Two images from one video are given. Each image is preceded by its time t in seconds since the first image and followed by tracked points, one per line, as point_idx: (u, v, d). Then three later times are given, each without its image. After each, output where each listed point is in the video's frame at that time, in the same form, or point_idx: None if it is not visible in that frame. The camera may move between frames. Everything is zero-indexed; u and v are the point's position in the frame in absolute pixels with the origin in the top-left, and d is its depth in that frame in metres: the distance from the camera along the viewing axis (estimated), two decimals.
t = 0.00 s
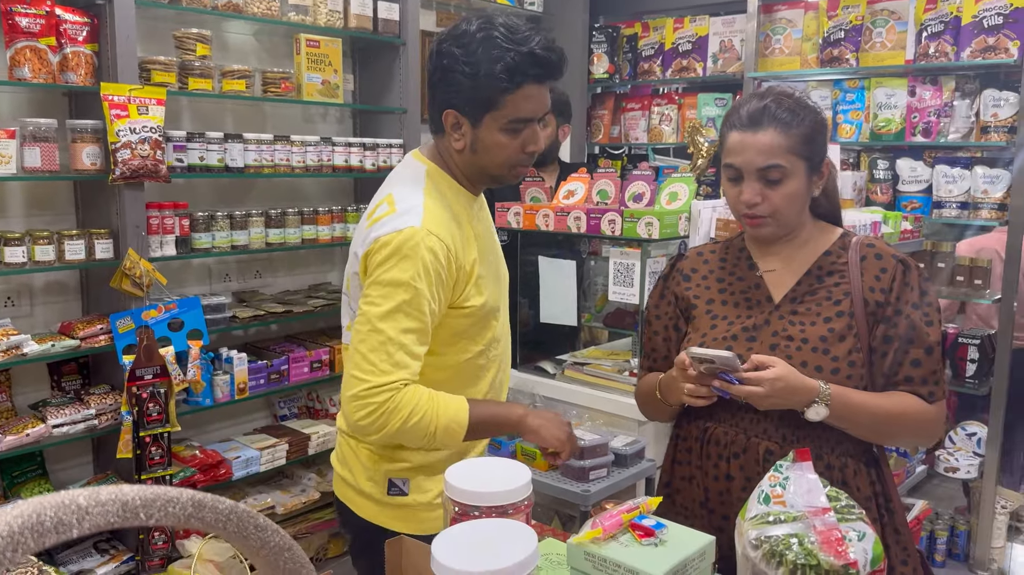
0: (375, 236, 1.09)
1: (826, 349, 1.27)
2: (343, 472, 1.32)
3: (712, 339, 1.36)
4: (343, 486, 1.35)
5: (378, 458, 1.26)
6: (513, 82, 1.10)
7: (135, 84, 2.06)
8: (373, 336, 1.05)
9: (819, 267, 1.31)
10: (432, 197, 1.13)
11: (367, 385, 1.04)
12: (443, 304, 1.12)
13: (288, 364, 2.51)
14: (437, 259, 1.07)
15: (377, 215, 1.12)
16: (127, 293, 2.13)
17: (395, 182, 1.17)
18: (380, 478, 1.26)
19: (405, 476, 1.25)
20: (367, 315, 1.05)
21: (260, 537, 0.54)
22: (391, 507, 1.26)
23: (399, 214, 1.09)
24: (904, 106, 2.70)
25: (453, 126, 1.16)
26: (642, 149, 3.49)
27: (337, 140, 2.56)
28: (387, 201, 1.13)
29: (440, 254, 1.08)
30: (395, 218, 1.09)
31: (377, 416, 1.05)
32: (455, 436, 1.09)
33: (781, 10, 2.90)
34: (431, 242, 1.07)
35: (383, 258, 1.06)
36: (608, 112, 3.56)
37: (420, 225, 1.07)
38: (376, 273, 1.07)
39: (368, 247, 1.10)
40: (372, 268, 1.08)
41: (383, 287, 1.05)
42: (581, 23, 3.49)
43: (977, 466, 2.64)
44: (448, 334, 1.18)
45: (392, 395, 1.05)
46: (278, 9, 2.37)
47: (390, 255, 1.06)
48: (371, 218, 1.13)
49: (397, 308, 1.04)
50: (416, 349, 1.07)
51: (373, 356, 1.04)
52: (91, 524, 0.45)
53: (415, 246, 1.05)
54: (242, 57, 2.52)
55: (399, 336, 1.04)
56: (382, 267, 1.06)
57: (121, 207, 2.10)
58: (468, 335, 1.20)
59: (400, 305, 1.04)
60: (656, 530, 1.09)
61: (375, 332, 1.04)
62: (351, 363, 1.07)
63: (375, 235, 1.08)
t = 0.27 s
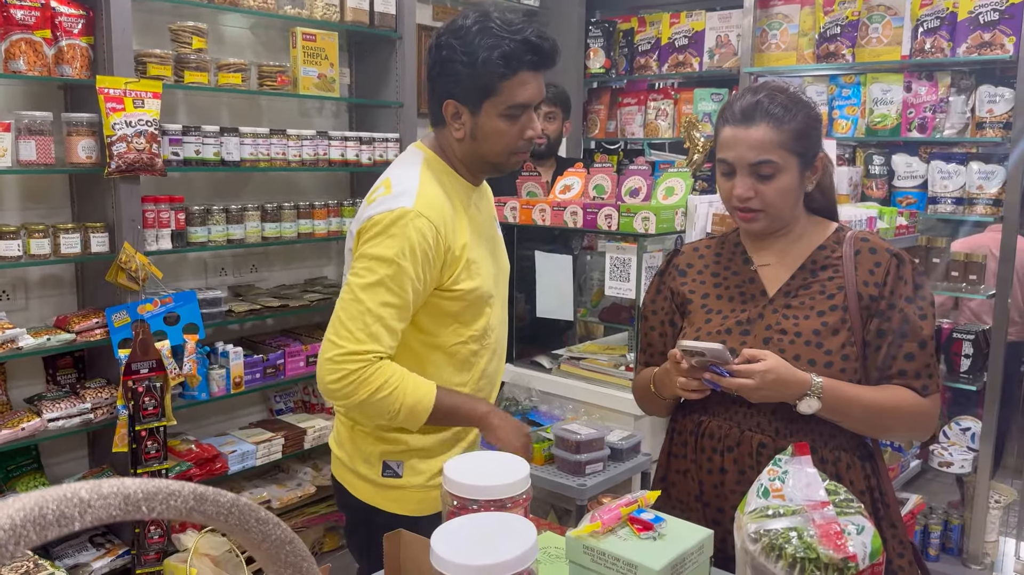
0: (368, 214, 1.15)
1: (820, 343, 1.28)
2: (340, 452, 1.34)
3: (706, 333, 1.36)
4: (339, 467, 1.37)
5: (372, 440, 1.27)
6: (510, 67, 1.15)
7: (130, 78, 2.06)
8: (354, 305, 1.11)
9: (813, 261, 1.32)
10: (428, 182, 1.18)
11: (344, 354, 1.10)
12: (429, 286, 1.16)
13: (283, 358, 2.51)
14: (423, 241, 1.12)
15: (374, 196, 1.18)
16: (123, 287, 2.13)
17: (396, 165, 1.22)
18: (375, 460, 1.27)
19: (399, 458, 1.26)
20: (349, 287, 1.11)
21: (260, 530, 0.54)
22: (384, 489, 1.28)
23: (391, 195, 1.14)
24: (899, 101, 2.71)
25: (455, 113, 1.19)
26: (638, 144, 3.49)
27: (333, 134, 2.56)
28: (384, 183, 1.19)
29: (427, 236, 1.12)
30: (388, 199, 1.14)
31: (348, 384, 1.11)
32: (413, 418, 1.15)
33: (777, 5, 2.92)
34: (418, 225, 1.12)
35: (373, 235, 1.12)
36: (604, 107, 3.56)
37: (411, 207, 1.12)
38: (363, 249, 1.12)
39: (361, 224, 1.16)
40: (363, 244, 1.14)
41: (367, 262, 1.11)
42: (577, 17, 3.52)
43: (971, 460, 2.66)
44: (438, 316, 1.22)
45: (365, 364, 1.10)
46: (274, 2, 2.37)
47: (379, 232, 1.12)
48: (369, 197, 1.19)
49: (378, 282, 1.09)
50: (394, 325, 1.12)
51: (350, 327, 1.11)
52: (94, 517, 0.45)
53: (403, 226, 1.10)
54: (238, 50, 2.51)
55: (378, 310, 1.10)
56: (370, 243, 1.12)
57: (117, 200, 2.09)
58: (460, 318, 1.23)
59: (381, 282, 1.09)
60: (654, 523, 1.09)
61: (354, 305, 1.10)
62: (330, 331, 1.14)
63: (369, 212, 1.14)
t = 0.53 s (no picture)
0: (368, 197, 1.18)
1: (825, 343, 1.29)
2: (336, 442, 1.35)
3: (711, 334, 1.37)
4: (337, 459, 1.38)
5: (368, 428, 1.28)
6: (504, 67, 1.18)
7: (129, 76, 2.05)
8: (342, 273, 1.12)
9: (818, 261, 1.32)
10: (429, 173, 1.21)
11: (327, 321, 1.10)
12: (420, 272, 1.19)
13: (282, 357, 2.51)
14: (420, 223, 1.14)
15: (375, 182, 1.21)
16: (120, 286, 2.13)
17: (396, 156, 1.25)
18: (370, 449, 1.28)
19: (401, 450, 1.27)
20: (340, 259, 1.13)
21: (263, 531, 0.55)
22: (382, 480, 1.29)
23: (392, 180, 1.18)
24: (897, 102, 2.71)
25: (447, 113, 1.22)
26: (636, 143, 3.50)
27: (331, 133, 2.55)
28: (384, 170, 1.22)
29: (423, 220, 1.15)
30: (389, 183, 1.17)
31: (326, 357, 1.11)
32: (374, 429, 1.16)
33: (775, 5, 2.92)
34: (417, 208, 1.15)
35: (372, 212, 1.15)
36: (602, 106, 3.55)
37: (411, 190, 1.16)
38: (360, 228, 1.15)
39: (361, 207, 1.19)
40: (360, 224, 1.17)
41: (360, 238, 1.13)
42: (575, 17, 3.48)
43: (968, 460, 2.67)
44: (430, 305, 1.24)
45: (348, 333, 1.11)
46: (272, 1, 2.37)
47: (379, 210, 1.15)
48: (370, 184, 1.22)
49: (371, 254, 1.11)
50: (383, 302, 1.14)
51: (334, 297, 1.11)
52: (96, 518, 0.45)
53: (403, 205, 1.14)
54: (236, 49, 2.51)
55: (367, 282, 1.11)
56: (367, 222, 1.14)
57: (115, 199, 2.09)
58: (454, 309, 1.25)
59: (373, 256, 1.11)
60: (654, 524, 1.10)
61: (341, 275, 1.12)
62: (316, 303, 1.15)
63: (370, 194, 1.17)
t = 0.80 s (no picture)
0: (360, 198, 1.18)
1: (832, 350, 1.29)
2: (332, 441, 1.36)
3: (718, 341, 1.38)
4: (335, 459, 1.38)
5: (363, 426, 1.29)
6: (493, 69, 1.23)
7: (129, 81, 2.06)
8: (333, 270, 1.12)
9: (826, 267, 1.33)
10: (420, 175, 1.22)
11: (317, 318, 1.11)
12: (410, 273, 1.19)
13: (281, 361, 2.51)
14: (412, 224, 1.15)
15: (366, 184, 1.22)
16: (120, 290, 2.13)
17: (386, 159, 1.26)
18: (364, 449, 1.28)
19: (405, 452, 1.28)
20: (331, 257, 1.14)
21: (264, 539, 0.56)
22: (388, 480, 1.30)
23: (383, 181, 1.19)
24: (896, 107, 2.72)
25: (453, 117, 1.22)
26: (635, 148, 3.50)
27: (331, 137, 2.56)
28: (375, 172, 1.23)
29: (415, 220, 1.16)
30: (380, 184, 1.18)
31: (315, 355, 1.11)
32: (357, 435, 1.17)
33: (774, 10, 2.93)
34: (409, 209, 1.16)
35: (365, 212, 1.15)
36: (601, 111, 3.56)
37: (404, 192, 1.17)
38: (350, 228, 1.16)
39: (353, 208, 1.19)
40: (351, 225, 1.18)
41: (351, 237, 1.13)
42: (574, 23, 3.46)
43: (966, 464, 2.67)
44: (423, 306, 1.25)
45: (338, 330, 1.11)
46: (273, 6, 2.37)
47: (371, 210, 1.15)
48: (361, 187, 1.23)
49: (363, 252, 1.12)
50: (373, 301, 1.14)
51: (323, 294, 1.11)
52: (98, 527, 0.47)
53: (396, 205, 1.15)
54: (236, 53, 2.52)
55: (358, 280, 1.12)
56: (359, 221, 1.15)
57: (115, 204, 2.09)
58: (447, 309, 1.26)
59: (364, 255, 1.12)
60: (654, 531, 1.11)
61: (331, 273, 1.12)
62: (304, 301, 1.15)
63: (363, 196, 1.18)
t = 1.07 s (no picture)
0: (352, 214, 1.18)
1: (835, 362, 1.29)
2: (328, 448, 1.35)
3: (721, 350, 1.38)
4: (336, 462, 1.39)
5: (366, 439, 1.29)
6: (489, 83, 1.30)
7: (128, 91, 2.06)
8: (326, 288, 1.12)
9: (830, 278, 1.33)
10: (410, 189, 1.22)
11: (312, 336, 1.11)
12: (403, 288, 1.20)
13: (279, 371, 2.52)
14: (407, 240, 1.16)
15: (357, 199, 1.21)
16: (118, 299, 2.13)
17: (373, 173, 1.26)
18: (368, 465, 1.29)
19: (414, 461, 1.28)
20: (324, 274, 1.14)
21: (263, 555, 0.56)
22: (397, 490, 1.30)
23: (376, 197, 1.18)
24: (893, 116, 2.73)
25: (467, 126, 1.26)
26: (633, 156, 3.51)
27: (330, 146, 2.56)
28: (365, 187, 1.22)
29: (410, 236, 1.16)
30: (373, 200, 1.18)
31: (309, 373, 1.11)
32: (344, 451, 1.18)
33: (771, 20, 2.93)
34: (403, 225, 1.16)
35: (360, 229, 1.15)
36: (598, 120, 3.57)
37: (398, 208, 1.17)
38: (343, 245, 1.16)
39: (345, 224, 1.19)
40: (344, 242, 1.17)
41: (345, 254, 1.13)
42: (572, 33, 3.44)
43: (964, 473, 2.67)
44: (419, 318, 1.26)
45: (332, 348, 1.12)
46: (271, 16, 2.38)
47: (366, 227, 1.15)
48: (352, 202, 1.22)
49: (358, 269, 1.12)
50: (367, 317, 1.15)
51: (316, 312, 1.11)
52: (96, 545, 0.46)
53: (391, 222, 1.15)
54: (235, 63, 2.52)
55: (353, 297, 1.12)
56: (352, 239, 1.15)
57: (113, 213, 2.09)
58: (444, 319, 1.27)
59: (359, 272, 1.12)
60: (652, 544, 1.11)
61: (325, 291, 1.12)
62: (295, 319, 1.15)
63: (357, 212, 1.18)
